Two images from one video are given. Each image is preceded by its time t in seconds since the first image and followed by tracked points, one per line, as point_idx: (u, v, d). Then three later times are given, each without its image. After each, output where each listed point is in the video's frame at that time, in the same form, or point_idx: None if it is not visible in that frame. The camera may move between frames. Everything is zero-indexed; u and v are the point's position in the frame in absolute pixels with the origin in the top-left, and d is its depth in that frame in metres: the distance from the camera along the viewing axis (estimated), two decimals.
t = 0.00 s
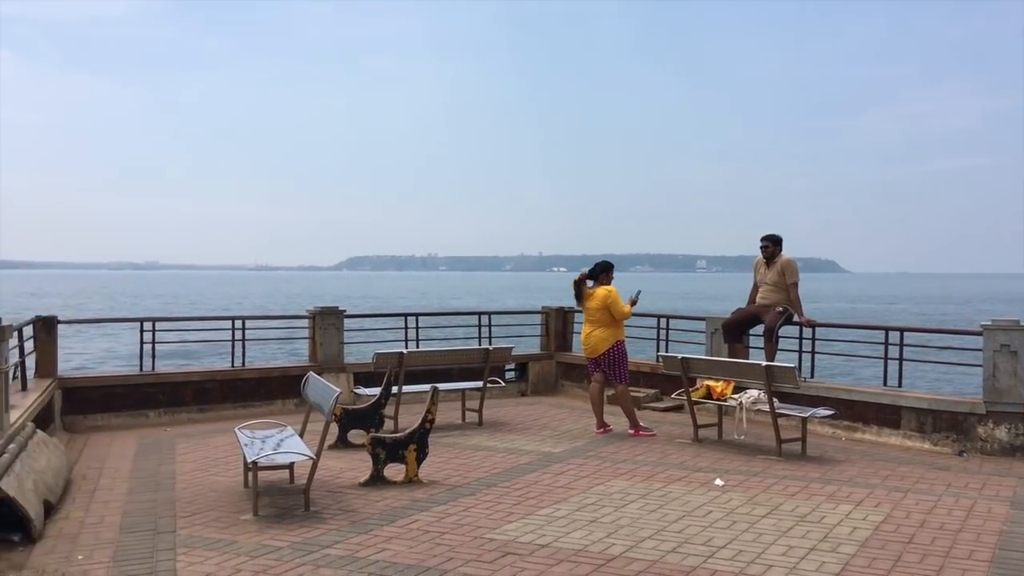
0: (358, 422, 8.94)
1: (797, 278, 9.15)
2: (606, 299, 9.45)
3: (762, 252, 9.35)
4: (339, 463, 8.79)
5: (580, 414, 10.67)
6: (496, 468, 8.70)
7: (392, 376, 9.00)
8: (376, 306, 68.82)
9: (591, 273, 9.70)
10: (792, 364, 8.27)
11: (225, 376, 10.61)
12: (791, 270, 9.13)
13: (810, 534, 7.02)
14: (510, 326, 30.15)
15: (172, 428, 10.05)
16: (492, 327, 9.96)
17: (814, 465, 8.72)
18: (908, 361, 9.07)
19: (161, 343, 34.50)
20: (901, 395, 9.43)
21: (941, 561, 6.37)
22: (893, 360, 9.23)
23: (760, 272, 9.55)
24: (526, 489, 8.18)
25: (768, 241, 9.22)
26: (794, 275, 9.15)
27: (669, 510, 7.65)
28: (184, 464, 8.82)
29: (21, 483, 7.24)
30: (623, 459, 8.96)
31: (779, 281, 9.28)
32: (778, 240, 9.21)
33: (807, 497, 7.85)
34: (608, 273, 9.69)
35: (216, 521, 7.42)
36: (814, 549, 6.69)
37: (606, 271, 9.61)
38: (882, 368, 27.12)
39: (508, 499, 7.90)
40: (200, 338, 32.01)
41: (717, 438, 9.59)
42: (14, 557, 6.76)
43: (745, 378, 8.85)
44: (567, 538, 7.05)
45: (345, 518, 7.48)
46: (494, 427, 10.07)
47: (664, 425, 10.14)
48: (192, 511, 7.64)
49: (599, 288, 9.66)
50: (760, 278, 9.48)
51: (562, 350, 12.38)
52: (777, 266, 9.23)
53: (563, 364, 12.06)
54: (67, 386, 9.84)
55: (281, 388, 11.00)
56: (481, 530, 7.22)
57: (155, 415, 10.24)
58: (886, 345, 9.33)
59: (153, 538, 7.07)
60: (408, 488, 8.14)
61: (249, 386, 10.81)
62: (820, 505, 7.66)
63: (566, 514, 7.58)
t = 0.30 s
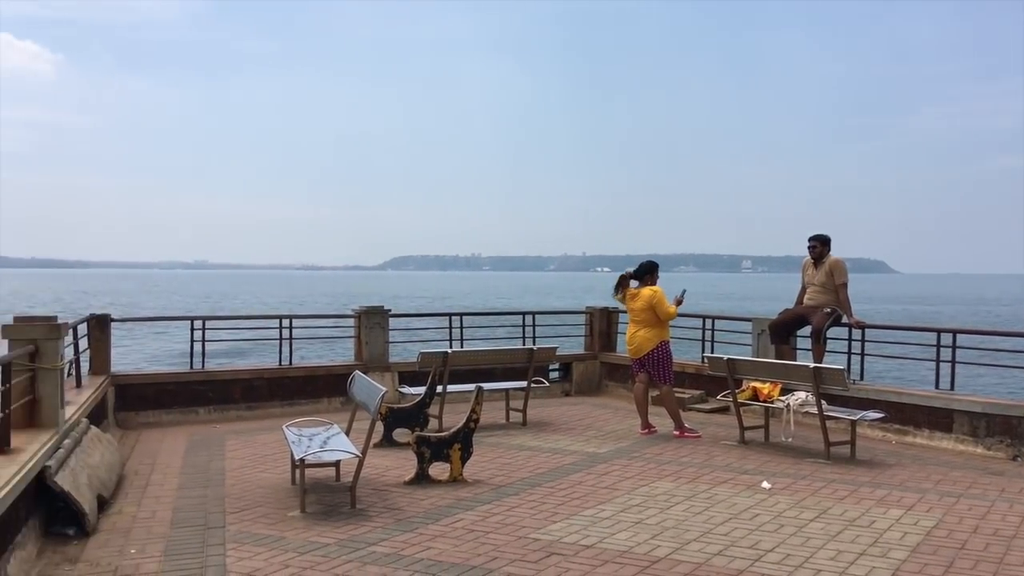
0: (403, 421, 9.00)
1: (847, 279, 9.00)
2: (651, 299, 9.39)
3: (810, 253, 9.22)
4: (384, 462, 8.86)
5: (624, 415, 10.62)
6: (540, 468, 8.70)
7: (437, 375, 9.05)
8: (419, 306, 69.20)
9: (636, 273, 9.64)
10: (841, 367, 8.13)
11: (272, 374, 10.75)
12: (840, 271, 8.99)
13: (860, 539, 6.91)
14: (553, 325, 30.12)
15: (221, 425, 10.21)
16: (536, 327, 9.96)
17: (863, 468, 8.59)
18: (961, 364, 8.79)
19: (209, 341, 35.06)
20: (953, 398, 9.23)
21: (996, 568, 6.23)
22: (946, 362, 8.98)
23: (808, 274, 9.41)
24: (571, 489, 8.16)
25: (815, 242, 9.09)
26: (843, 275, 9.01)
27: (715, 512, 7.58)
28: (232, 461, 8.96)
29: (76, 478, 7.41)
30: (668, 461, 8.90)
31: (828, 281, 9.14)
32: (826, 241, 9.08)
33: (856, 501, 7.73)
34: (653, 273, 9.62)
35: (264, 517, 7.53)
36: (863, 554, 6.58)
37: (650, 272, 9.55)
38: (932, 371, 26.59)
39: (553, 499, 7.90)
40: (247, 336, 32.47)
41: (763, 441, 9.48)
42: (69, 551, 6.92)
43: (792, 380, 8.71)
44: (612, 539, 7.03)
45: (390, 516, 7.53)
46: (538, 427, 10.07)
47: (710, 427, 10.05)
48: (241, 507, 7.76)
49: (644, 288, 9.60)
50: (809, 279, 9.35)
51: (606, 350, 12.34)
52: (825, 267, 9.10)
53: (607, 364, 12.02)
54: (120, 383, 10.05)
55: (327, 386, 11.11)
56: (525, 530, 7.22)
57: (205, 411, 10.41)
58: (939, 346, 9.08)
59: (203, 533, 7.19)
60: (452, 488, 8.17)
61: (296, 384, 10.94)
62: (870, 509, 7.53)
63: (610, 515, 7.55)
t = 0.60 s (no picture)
0: (450, 419, 9.04)
1: (899, 278, 8.82)
2: (700, 299, 9.30)
3: (860, 252, 9.07)
4: (432, 460, 8.92)
5: (672, 415, 10.55)
6: (587, 468, 8.68)
7: (483, 374, 9.07)
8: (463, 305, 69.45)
9: (683, 273, 9.56)
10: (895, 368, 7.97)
11: (321, 372, 10.87)
12: (892, 271, 8.82)
13: (914, 543, 6.77)
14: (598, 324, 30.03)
15: (271, 422, 10.36)
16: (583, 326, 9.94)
17: (917, 471, 8.42)
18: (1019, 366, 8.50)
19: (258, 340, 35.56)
20: (1011, 401, 9.00)
21: None
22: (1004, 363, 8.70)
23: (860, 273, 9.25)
24: (618, 489, 8.12)
25: (865, 241, 8.93)
26: (895, 275, 8.84)
27: (765, 514, 7.49)
28: (283, 458, 9.08)
29: (132, 473, 7.58)
30: (717, 462, 8.82)
31: (880, 281, 8.98)
32: (876, 240, 8.92)
33: (910, 505, 7.58)
34: (700, 273, 9.54)
35: (314, 513, 7.62)
36: (918, 559, 6.45)
37: (698, 271, 9.46)
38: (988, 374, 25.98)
39: (600, 499, 7.87)
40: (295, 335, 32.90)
41: (813, 442, 9.35)
42: (125, 544, 7.07)
43: (844, 381, 8.55)
44: (660, 540, 6.98)
45: (438, 514, 7.57)
46: (584, 427, 10.05)
47: (759, 428, 9.94)
48: (291, 503, 7.86)
49: (692, 288, 9.51)
50: (860, 279, 9.20)
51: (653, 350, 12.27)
52: (877, 267, 8.94)
53: (654, 364, 11.95)
54: (173, 380, 10.24)
55: (375, 384, 11.21)
56: (572, 530, 7.20)
57: (256, 408, 10.56)
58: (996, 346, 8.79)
59: (254, 529, 7.30)
60: (499, 486, 8.19)
61: (344, 382, 11.05)
62: (924, 513, 7.38)
63: (658, 515, 7.50)
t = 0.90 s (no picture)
0: (501, 418, 9.06)
1: (962, 276, 8.61)
2: (754, 297, 9.19)
3: (920, 250, 8.88)
4: (484, 458, 8.95)
5: (725, 415, 10.44)
6: (639, 467, 8.63)
7: (535, 374, 9.07)
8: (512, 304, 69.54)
9: (735, 271, 9.44)
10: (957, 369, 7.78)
11: (374, 370, 10.98)
12: (954, 269, 8.62)
13: (977, 547, 6.61)
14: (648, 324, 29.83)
15: (325, 419, 10.49)
16: (635, 325, 9.87)
17: (979, 474, 8.21)
18: None
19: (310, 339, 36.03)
20: None
21: None
22: None
23: (920, 272, 9.05)
24: (671, 489, 8.06)
25: (925, 238, 8.74)
26: (957, 273, 8.63)
27: (821, 516, 7.37)
28: (337, 455, 9.19)
29: (191, 468, 7.74)
30: (772, 462, 8.71)
31: (941, 280, 8.79)
32: (937, 237, 8.72)
33: (972, 508, 7.39)
34: (753, 271, 9.41)
35: (369, 510, 7.70)
36: (982, 563, 6.29)
37: (750, 268, 9.34)
38: None
39: (653, 499, 7.81)
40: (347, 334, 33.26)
41: (871, 443, 9.17)
42: (185, 538, 7.22)
43: (903, 381, 8.37)
44: (714, 540, 6.91)
45: (490, 512, 7.59)
46: (637, 427, 9.99)
47: (814, 428, 9.78)
48: (346, 500, 7.95)
49: (745, 286, 9.39)
50: (921, 277, 9.00)
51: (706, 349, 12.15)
52: (938, 265, 8.74)
53: (706, 363, 11.84)
54: (231, 378, 10.43)
55: (427, 383, 11.29)
56: (625, 529, 7.17)
57: (310, 406, 10.71)
58: None
59: (310, 525, 7.40)
60: (552, 485, 8.18)
61: (397, 381, 11.15)
62: (987, 516, 7.19)
63: (712, 516, 7.42)
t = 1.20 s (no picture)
0: (555, 417, 9.06)
1: None
2: (810, 296, 9.04)
3: (984, 248, 8.65)
4: (538, 457, 8.96)
5: (782, 415, 10.31)
6: (695, 467, 8.56)
7: (589, 372, 9.05)
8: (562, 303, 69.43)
9: (790, 269, 9.31)
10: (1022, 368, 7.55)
11: (428, 369, 11.06)
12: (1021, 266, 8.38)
13: None
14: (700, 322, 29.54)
15: (380, 417, 10.59)
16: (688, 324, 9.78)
17: None
18: None
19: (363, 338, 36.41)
20: None
21: None
22: None
23: (984, 271, 8.82)
24: (728, 490, 7.98)
25: (989, 236, 8.52)
26: None
27: (882, 519, 7.23)
28: (392, 452, 9.27)
29: (251, 464, 7.88)
30: (831, 464, 8.57)
31: (1007, 278, 8.55)
32: (1002, 234, 8.50)
33: None
34: (808, 269, 9.27)
35: (424, 508, 7.76)
36: None
37: (805, 266, 9.20)
38: None
39: (709, 500, 7.74)
40: (398, 333, 33.54)
41: (934, 445, 8.97)
42: (246, 533, 7.36)
43: (966, 381, 8.17)
44: (772, 542, 6.82)
45: (544, 511, 7.59)
46: (691, 426, 9.91)
47: (874, 429, 9.60)
48: (402, 497, 8.02)
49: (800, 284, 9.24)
50: (985, 276, 8.77)
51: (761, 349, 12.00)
52: (1003, 263, 8.51)
53: (762, 363, 11.69)
54: (288, 376, 10.59)
55: (481, 381, 11.33)
56: (681, 530, 7.11)
57: (365, 404, 10.83)
58: None
59: (366, 521, 7.48)
60: (606, 485, 8.15)
61: (450, 380, 11.21)
62: None
63: (770, 518, 7.33)
